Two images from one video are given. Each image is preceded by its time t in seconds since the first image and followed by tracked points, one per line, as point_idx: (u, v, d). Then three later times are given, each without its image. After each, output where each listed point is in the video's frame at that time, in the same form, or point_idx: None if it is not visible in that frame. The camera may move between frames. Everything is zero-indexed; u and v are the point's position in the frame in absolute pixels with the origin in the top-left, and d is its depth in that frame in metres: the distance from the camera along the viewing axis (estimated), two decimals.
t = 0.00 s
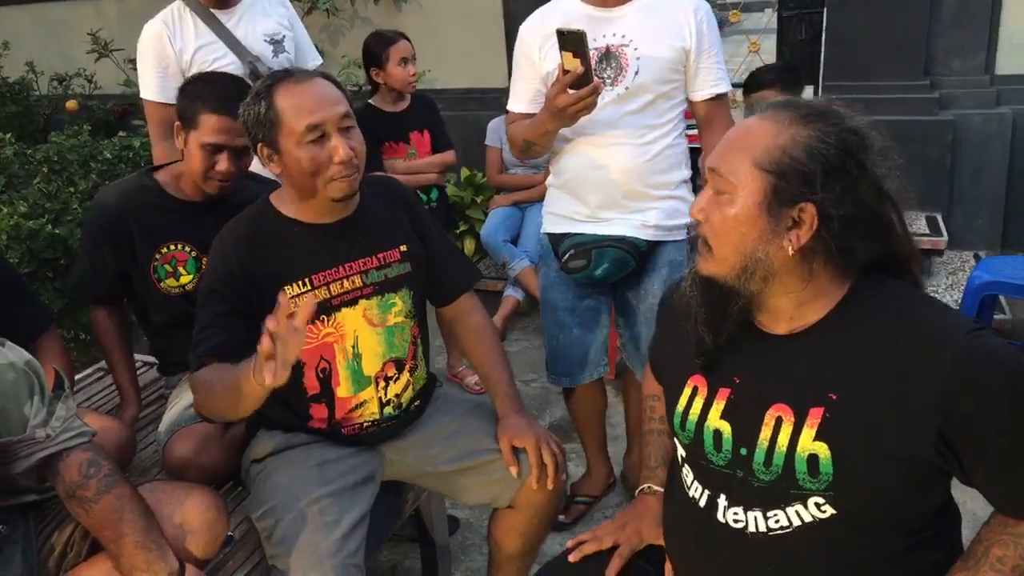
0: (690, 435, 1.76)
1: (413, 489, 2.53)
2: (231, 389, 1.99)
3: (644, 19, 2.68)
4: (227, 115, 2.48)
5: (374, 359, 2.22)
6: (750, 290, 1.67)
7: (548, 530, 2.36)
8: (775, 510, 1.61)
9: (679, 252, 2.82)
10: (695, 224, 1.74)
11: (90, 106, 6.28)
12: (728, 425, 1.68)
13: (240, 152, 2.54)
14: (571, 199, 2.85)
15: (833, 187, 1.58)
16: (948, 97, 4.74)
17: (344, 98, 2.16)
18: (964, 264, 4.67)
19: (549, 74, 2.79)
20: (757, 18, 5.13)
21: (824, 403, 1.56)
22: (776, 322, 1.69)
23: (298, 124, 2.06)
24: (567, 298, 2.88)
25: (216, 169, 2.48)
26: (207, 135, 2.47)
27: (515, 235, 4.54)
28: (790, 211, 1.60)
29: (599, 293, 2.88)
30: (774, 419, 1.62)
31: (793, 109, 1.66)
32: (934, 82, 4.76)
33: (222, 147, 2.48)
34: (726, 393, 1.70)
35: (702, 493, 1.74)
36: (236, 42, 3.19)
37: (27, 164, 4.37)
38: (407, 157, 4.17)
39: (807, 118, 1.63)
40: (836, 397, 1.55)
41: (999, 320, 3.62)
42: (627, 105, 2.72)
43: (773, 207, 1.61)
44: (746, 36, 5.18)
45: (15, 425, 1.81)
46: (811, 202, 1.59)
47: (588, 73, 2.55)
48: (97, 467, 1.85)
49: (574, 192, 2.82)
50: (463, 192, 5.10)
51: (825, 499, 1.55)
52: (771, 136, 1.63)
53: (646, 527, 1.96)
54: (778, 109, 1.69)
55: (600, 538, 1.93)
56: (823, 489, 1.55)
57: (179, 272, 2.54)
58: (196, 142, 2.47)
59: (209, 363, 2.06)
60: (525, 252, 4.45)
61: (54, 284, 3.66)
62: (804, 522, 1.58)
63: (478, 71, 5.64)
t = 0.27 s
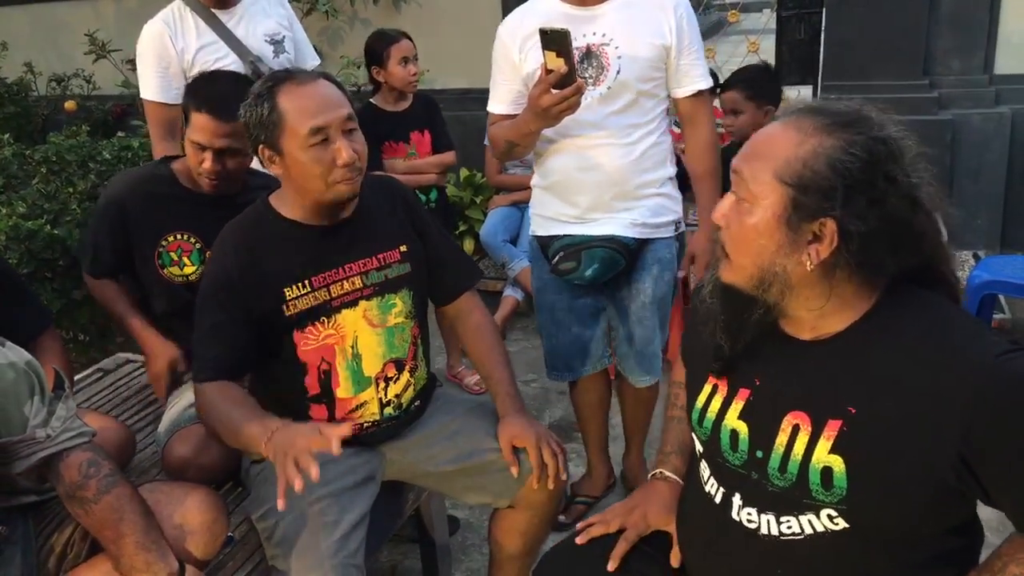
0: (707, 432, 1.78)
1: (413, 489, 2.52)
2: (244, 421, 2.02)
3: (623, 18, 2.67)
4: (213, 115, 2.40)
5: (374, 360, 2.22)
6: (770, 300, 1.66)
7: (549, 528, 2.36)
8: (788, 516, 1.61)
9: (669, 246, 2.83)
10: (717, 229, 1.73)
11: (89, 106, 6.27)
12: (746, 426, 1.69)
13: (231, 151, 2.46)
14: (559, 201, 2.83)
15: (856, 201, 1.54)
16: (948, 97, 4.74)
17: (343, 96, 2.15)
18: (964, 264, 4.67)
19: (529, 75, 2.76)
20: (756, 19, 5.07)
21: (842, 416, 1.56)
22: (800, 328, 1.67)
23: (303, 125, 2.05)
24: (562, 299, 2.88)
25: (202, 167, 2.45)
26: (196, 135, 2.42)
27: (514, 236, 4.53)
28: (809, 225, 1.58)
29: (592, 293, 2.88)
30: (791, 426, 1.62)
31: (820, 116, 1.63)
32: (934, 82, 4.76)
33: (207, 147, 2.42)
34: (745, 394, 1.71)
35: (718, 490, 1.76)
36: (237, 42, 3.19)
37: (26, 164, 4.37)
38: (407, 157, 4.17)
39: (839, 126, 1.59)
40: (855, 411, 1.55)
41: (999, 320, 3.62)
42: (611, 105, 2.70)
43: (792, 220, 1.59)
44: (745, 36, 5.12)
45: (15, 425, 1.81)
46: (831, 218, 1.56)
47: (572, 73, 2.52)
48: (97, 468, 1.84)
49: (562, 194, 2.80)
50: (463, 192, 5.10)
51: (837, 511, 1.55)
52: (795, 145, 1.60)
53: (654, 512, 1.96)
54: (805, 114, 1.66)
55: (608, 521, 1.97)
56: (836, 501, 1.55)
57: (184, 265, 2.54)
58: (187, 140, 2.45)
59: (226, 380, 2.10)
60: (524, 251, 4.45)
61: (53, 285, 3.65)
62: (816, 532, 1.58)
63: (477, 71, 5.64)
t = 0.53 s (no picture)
0: (718, 422, 1.82)
1: (412, 487, 2.52)
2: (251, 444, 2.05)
3: (606, 19, 2.66)
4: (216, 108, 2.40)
5: (373, 358, 2.21)
6: (784, 297, 1.67)
7: (549, 523, 2.35)
8: (786, 514, 1.63)
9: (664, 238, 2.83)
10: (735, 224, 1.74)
11: (85, 106, 6.25)
12: (753, 420, 1.72)
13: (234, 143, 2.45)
14: (553, 207, 2.82)
15: (872, 202, 1.53)
16: (946, 96, 4.74)
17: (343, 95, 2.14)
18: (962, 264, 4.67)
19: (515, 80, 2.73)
20: (754, 19, 5.05)
21: (845, 419, 1.56)
22: (815, 330, 1.68)
23: (304, 123, 2.04)
24: (563, 300, 2.89)
25: (205, 160, 2.44)
26: (199, 128, 2.42)
27: (512, 235, 4.53)
28: (824, 225, 1.58)
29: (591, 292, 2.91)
30: (796, 425, 1.63)
31: (840, 115, 1.62)
32: (932, 81, 4.76)
33: (210, 139, 2.41)
34: (757, 388, 1.73)
35: (724, 481, 1.79)
36: (235, 40, 3.18)
37: (22, 164, 4.36)
38: (405, 156, 4.16)
39: (859, 124, 1.58)
40: (858, 415, 1.55)
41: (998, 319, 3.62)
42: (599, 109, 2.70)
43: (806, 219, 1.59)
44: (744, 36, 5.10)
45: (11, 423, 1.80)
46: (843, 218, 1.56)
47: (562, 74, 2.49)
48: (93, 466, 1.83)
49: (556, 199, 2.79)
50: (461, 192, 5.10)
51: (833, 514, 1.56)
52: (813, 143, 1.60)
53: (667, 494, 2.02)
54: (825, 110, 1.65)
55: (621, 500, 2.03)
56: (832, 505, 1.56)
57: (188, 262, 2.53)
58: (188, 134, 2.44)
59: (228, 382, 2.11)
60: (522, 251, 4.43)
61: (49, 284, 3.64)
62: (811, 533, 1.60)
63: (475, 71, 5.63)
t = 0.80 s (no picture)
0: (720, 404, 1.85)
1: (408, 486, 2.51)
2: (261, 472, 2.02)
3: (600, 17, 2.67)
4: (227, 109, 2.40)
5: (369, 358, 2.21)
6: (780, 284, 1.69)
7: (545, 524, 2.35)
8: (771, 497, 1.66)
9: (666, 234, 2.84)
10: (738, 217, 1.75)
11: (82, 107, 6.25)
12: (750, 403, 1.75)
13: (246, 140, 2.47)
14: (550, 207, 2.81)
15: (867, 191, 1.53)
16: (942, 95, 4.74)
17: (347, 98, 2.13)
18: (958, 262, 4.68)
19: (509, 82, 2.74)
20: (749, 19, 5.00)
21: (831, 407, 1.57)
22: (816, 319, 1.69)
23: (307, 126, 2.03)
24: (563, 302, 2.88)
25: (222, 164, 2.43)
26: (210, 132, 2.40)
27: (509, 235, 4.52)
28: (819, 214, 1.59)
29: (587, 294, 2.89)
30: (786, 410, 1.66)
31: (841, 106, 1.63)
32: (927, 79, 4.76)
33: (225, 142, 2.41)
34: (756, 372, 1.76)
35: (721, 461, 1.83)
36: (231, 39, 3.18)
37: (18, 164, 4.35)
38: (401, 156, 4.16)
39: (856, 115, 1.59)
40: (844, 404, 1.56)
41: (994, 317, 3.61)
42: (595, 106, 2.69)
43: (803, 207, 1.60)
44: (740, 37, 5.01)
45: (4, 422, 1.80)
46: (839, 207, 1.56)
47: (559, 70, 2.47)
48: (87, 465, 1.83)
49: (553, 199, 2.78)
50: (458, 192, 5.10)
51: (813, 500, 1.59)
52: (812, 131, 1.61)
53: (671, 480, 2.03)
54: (824, 101, 1.67)
55: (628, 484, 2.06)
56: (812, 489, 1.58)
57: (186, 266, 2.52)
58: (199, 140, 2.41)
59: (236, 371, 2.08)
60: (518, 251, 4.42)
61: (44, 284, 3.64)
62: (792, 517, 1.63)
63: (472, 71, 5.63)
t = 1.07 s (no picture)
0: (719, 390, 1.85)
1: (405, 487, 2.51)
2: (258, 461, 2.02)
3: (613, 15, 2.65)
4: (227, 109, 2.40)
5: (365, 358, 2.21)
6: (789, 273, 1.67)
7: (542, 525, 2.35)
8: (769, 476, 1.66)
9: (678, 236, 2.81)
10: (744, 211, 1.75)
11: (79, 108, 6.24)
12: (750, 386, 1.75)
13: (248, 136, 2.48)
14: (563, 204, 2.79)
15: (873, 169, 1.53)
16: (938, 96, 4.75)
17: (331, 95, 2.11)
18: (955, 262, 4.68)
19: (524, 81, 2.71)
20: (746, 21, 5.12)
21: (833, 386, 1.57)
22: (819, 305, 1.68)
23: (276, 121, 2.04)
24: (572, 303, 2.87)
25: (229, 163, 2.44)
26: (213, 135, 2.40)
27: (506, 235, 4.52)
28: (829, 195, 1.57)
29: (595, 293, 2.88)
30: (787, 391, 1.65)
31: (839, 93, 1.64)
32: (923, 80, 4.76)
33: (230, 142, 2.42)
34: (756, 356, 1.76)
35: (718, 445, 1.83)
36: (228, 39, 3.18)
37: (14, 165, 4.35)
38: (395, 157, 4.17)
39: (850, 99, 1.61)
40: (845, 381, 1.56)
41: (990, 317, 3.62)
42: (611, 101, 2.67)
43: (812, 189, 1.58)
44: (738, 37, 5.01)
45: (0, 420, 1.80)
46: (847, 186, 1.55)
47: (572, 76, 2.46)
48: (82, 464, 1.83)
49: (566, 196, 2.77)
50: (455, 192, 5.09)
51: (812, 477, 1.58)
52: (814, 117, 1.61)
53: (667, 481, 2.03)
54: (821, 90, 1.68)
55: (622, 487, 2.06)
56: (812, 466, 1.58)
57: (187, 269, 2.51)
58: (203, 144, 2.41)
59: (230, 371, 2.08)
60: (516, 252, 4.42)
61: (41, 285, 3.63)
62: (791, 494, 1.62)
63: (468, 71, 5.63)
